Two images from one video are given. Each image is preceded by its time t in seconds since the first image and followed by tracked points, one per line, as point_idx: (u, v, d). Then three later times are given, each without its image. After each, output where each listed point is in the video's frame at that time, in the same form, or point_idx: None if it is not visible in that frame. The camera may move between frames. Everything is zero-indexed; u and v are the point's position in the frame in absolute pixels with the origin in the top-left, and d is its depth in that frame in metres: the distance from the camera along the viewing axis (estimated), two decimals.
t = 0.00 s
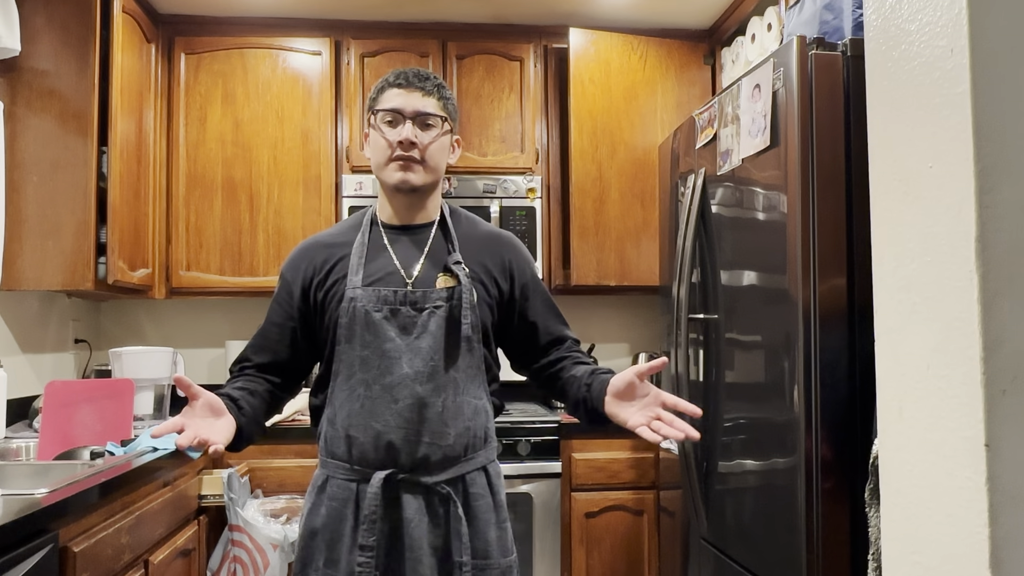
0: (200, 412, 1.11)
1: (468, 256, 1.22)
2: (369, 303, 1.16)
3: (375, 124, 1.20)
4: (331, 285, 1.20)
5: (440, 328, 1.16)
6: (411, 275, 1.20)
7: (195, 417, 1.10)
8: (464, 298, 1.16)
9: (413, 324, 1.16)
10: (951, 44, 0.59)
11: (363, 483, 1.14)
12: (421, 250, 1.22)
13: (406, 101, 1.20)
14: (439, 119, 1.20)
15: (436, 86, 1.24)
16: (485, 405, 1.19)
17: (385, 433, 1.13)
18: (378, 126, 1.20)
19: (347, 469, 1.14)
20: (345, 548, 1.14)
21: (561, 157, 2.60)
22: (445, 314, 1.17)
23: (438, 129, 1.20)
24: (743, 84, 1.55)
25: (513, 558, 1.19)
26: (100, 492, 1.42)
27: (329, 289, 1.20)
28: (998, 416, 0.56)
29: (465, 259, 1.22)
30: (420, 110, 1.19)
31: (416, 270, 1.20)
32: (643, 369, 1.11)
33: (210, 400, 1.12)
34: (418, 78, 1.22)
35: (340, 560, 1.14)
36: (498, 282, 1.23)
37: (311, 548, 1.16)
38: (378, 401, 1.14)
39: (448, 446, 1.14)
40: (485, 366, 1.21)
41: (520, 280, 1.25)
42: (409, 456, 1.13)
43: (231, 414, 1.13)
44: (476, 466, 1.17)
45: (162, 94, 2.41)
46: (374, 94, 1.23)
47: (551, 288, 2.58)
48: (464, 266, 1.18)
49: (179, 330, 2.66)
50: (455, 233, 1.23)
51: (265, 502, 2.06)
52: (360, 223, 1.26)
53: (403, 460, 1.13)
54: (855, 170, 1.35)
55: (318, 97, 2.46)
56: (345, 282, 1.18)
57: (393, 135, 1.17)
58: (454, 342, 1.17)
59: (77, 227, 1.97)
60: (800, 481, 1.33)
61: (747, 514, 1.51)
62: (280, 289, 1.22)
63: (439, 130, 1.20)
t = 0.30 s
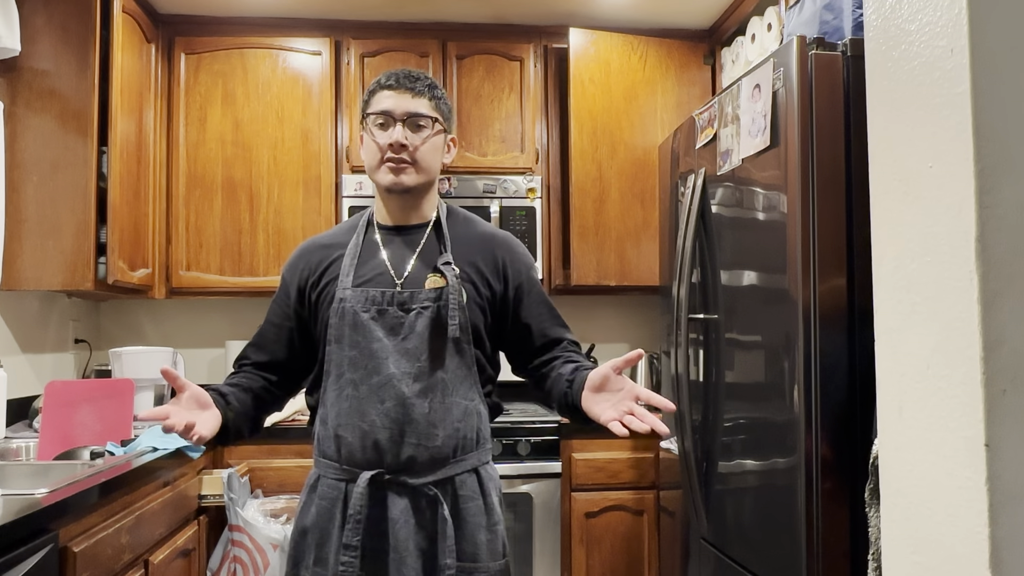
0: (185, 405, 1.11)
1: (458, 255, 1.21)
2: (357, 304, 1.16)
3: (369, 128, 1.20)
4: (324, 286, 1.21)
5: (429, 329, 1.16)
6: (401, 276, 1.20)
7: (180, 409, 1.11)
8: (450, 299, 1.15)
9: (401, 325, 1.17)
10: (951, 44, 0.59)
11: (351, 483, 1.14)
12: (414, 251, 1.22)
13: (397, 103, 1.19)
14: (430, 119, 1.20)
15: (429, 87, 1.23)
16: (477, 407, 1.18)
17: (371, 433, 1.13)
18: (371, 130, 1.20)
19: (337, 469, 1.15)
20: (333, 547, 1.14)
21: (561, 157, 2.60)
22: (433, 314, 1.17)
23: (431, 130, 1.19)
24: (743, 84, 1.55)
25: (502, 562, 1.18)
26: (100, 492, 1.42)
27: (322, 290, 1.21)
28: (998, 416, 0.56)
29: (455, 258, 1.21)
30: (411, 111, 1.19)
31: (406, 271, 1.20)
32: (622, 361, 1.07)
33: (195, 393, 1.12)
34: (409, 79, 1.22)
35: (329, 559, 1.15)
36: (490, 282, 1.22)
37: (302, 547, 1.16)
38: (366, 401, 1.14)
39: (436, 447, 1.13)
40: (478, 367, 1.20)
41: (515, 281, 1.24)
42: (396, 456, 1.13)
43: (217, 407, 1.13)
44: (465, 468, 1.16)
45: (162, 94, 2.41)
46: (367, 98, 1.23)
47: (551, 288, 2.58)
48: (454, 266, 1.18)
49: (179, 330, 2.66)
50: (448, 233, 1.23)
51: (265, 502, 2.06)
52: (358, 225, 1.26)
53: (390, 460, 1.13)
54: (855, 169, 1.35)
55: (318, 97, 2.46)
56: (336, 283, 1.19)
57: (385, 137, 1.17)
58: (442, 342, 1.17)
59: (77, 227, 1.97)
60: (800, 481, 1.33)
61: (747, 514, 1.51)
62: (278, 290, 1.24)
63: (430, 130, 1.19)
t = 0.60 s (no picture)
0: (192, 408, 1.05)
1: (466, 255, 1.21)
2: (371, 302, 1.16)
3: (374, 141, 1.19)
4: (332, 283, 1.20)
5: (441, 327, 1.17)
6: (411, 275, 1.20)
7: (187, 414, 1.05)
8: (462, 297, 1.17)
9: (413, 322, 1.17)
10: (951, 44, 0.59)
11: (362, 480, 1.14)
12: (420, 251, 1.22)
13: (403, 117, 1.17)
14: (437, 132, 1.19)
15: (431, 96, 1.20)
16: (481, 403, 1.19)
17: (385, 430, 1.13)
18: (377, 143, 1.18)
19: (347, 466, 1.14)
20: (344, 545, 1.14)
21: (561, 157, 2.60)
22: (445, 313, 1.18)
23: (437, 143, 1.18)
24: (743, 84, 1.55)
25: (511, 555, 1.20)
26: (100, 492, 1.42)
27: (331, 288, 1.20)
28: (998, 415, 0.56)
29: (461, 257, 1.21)
30: (418, 125, 1.17)
31: (416, 271, 1.20)
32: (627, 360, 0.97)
33: (205, 398, 1.06)
34: (413, 91, 1.19)
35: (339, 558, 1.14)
36: (496, 280, 1.22)
37: (311, 546, 1.16)
38: (379, 399, 1.14)
39: (448, 443, 1.14)
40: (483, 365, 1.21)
41: (516, 274, 1.22)
42: (409, 453, 1.13)
43: (221, 415, 1.08)
44: (474, 464, 1.18)
45: (162, 94, 2.41)
46: (369, 106, 1.21)
47: (551, 288, 2.58)
48: (461, 265, 1.19)
49: (179, 330, 2.66)
50: (451, 234, 1.23)
51: (265, 502, 2.06)
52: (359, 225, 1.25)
53: (403, 457, 1.13)
54: (855, 169, 1.35)
55: (318, 97, 2.46)
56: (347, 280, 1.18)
57: (391, 153, 1.16)
58: (453, 341, 1.17)
59: (77, 227, 1.96)
60: (800, 481, 1.33)
61: (747, 514, 1.51)
62: (274, 279, 1.19)
63: (437, 145, 1.18)
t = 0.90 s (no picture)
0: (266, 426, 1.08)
1: (463, 254, 1.21)
2: (368, 304, 1.16)
3: (373, 132, 1.19)
4: (331, 286, 1.20)
5: (438, 328, 1.17)
6: (409, 275, 1.20)
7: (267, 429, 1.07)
8: (458, 298, 1.16)
9: (410, 324, 1.17)
10: (951, 44, 0.59)
11: (361, 481, 1.14)
12: (420, 251, 1.21)
13: (402, 106, 1.19)
14: (436, 121, 1.20)
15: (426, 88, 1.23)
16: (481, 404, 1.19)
17: (381, 431, 1.13)
18: (376, 134, 1.19)
19: (346, 467, 1.14)
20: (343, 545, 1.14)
21: (561, 157, 2.60)
22: (442, 314, 1.17)
23: (436, 132, 1.20)
24: (743, 84, 1.55)
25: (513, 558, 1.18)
26: (100, 492, 1.42)
27: (330, 290, 1.20)
28: (998, 415, 0.56)
29: (459, 258, 1.21)
30: (417, 114, 1.19)
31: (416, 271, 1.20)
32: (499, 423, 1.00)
33: (276, 412, 1.10)
34: (411, 82, 1.22)
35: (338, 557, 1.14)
36: (495, 280, 1.21)
37: (311, 546, 1.16)
38: (377, 401, 1.14)
39: (445, 445, 1.14)
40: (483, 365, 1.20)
41: (514, 277, 1.22)
42: (406, 454, 1.13)
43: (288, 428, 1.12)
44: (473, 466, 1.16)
45: (162, 94, 2.41)
46: (366, 103, 1.23)
47: (551, 288, 2.58)
48: (459, 265, 1.19)
49: (179, 330, 2.66)
50: (450, 234, 1.23)
51: (265, 502, 2.06)
52: (359, 226, 1.25)
53: (400, 459, 1.13)
54: (855, 168, 1.35)
55: (318, 97, 2.46)
56: (345, 283, 1.18)
57: (393, 141, 1.16)
58: (450, 342, 1.17)
59: (77, 227, 1.96)
60: (800, 481, 1.33)
61: (747, 514, 1.51)
62: (279, 291, 1.19)
63: (436, 133, 1.19)
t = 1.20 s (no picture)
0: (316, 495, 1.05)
1: (476, 256, 1.20)
2: (378, 303, 1.15)
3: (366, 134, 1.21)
4: (340, 283, 1.18)
5: (447, 330, 1.16)
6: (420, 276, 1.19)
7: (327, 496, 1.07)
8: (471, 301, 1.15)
9: (419, 325, 1.16)
10: (951, 44, 0.59)
11: (366, 481, 1.13)
12: (430, 251, 1.21)
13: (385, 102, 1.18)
14: (418, 112, 1.17)
15: (419, 81, 1.21)
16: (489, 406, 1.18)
17: (387, 433, 1.12)
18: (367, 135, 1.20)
19: (351, 466, 1.13)
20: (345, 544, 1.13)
21: (561, 157, 2.60)
22: (452, 317, 1.16)
23: (418, 123, 1.16)
24: (743, 84, 1.55)
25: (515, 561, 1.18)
26: (100, 492, 1.42)
27: (338, 288, 1.18)
28: (998, 416, 0.56)
29: (472, 259, 1.20)
30: (398, 108, 1.17)
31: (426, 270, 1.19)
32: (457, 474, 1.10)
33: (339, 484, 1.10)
34: (399, 77, 1.20)
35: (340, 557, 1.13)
36: (506, 284, 1.20)
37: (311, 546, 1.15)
38: (383, 402, 1.13)
39: (451, 447, 1.13)
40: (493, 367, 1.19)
41: (528, 282, 1.21)
42: (411, 455, 1.13)
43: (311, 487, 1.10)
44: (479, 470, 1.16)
45: (162, 94, 2.41)
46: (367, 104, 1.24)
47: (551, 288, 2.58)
48: (472, 267, 1.18)
49: (179, 329, 2.66)
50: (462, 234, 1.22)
51: (265, 502, 2.06)
52: (372, 223, 1.24)
53: (405, 460, 1.13)
54: (855, 168, 1.35)
55: (318, 97, 2.46)
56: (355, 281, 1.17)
57: (372, 141, 1.16)
58: (461, 345, 1.17)
59: (77, 228, 1.96)
60: (801, 481, 1.33)
61: (747, 514, 1.51)
62: (284, 285, 1.17)
63: (417, 125, 1.16)
